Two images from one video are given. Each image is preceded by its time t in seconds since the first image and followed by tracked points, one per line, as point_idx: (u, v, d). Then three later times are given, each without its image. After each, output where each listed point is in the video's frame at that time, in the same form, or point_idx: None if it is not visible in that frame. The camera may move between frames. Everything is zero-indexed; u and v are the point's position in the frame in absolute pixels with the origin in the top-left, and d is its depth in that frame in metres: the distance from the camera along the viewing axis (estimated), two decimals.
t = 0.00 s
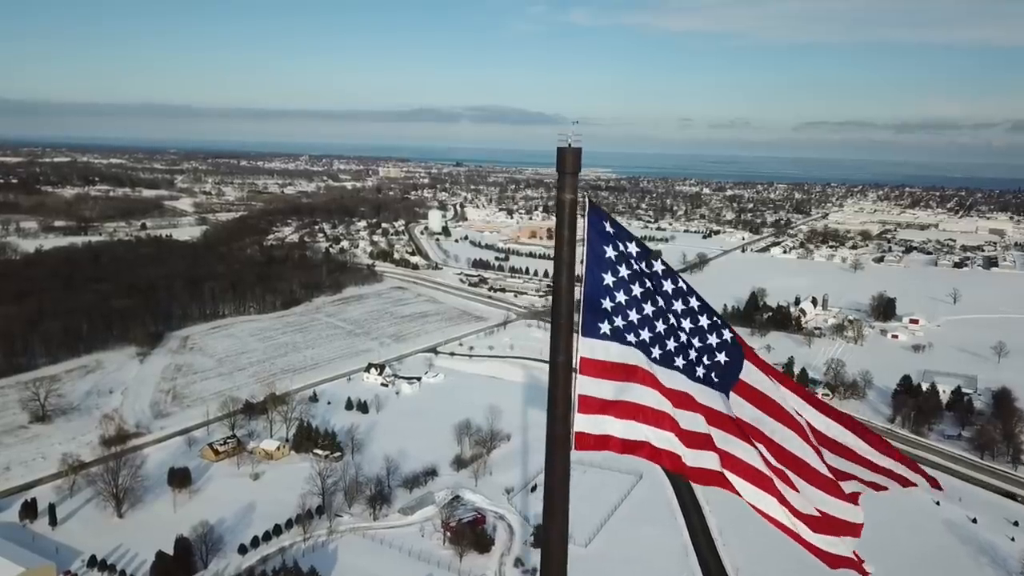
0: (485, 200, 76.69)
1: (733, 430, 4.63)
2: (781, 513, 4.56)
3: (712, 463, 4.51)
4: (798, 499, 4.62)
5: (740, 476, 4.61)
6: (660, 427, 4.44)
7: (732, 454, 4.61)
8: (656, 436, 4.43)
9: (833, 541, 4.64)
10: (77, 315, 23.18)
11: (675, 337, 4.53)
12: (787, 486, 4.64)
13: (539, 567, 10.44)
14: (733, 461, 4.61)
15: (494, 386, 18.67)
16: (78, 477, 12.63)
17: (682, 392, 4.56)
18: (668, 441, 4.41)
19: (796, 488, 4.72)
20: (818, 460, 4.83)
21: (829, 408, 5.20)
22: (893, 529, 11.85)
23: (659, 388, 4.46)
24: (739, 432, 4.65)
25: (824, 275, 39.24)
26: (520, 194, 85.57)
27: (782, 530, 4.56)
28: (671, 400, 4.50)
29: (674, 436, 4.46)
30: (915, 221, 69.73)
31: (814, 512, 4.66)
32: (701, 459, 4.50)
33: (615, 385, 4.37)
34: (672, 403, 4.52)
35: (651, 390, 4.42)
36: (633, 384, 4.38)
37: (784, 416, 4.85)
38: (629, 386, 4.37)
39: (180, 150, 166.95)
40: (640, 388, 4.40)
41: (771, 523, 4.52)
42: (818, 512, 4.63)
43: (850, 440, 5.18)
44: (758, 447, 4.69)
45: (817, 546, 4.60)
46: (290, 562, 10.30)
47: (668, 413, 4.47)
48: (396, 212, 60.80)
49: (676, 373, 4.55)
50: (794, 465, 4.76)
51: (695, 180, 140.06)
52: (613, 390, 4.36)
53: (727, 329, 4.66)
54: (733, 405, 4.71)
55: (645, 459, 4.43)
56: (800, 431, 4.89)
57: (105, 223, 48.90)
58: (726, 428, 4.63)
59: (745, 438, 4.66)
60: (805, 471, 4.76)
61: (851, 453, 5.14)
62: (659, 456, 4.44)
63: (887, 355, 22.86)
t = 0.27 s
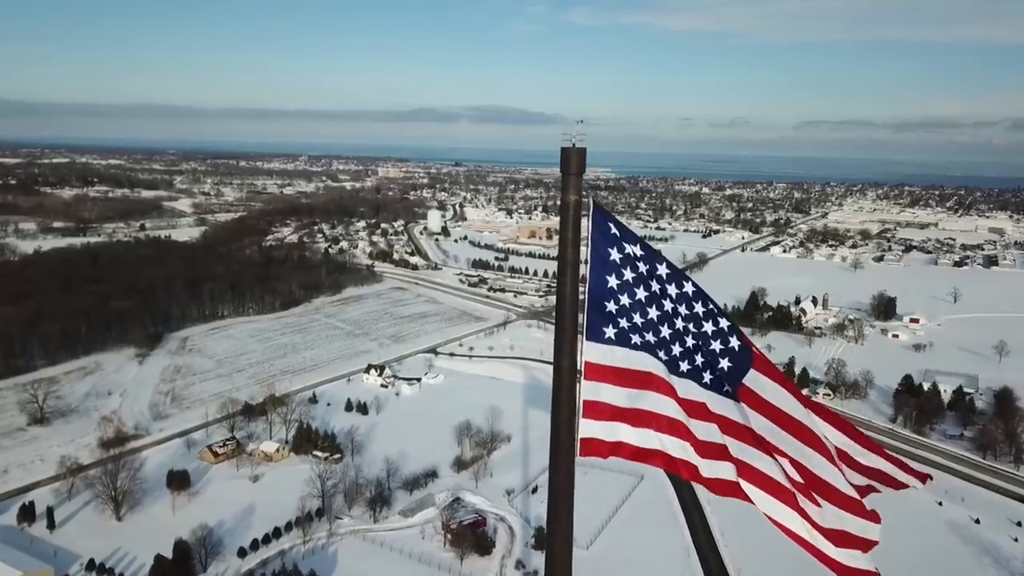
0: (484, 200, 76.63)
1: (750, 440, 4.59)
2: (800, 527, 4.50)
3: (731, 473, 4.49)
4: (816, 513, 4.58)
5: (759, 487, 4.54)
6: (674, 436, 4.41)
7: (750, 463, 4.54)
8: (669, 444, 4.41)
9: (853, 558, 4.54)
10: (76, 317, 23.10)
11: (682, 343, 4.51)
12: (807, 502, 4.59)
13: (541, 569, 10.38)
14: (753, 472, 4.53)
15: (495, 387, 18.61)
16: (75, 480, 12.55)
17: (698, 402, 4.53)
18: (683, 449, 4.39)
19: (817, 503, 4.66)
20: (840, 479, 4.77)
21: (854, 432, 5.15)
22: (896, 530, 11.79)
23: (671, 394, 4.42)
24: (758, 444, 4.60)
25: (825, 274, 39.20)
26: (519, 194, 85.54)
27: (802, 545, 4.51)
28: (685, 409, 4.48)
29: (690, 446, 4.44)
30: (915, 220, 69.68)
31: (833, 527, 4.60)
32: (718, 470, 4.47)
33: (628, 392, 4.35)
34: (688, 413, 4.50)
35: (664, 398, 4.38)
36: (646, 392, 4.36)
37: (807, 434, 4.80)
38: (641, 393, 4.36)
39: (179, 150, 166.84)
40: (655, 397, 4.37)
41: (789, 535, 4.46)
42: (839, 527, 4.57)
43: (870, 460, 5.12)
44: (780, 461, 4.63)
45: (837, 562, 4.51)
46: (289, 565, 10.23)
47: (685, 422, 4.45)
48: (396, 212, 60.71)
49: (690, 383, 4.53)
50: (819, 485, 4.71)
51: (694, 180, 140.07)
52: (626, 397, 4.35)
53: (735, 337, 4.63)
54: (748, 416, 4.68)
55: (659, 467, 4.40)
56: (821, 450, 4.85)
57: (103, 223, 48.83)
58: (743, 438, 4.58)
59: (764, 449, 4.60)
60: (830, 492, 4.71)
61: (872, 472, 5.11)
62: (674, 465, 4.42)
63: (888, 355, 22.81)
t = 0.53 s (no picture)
0: (484, 200, 76.59)
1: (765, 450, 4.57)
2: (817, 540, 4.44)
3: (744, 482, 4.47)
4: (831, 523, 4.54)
5: (774, 497, 4.50)
6: (687, 445, 4.35)
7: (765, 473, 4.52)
8: (681, 453, 4.34)
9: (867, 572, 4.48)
10: (74, 318, 23.05)
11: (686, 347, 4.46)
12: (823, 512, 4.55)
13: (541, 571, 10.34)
14: (767, 482, 4.51)
15: (494, 387, 18.56)
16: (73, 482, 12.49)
17: (709, 412, 4.51)
18: (697, 457, 4.31)
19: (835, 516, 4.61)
20: (860, 500, 4.70)
21: (865, 449, 5.10)
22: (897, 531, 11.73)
23: (680, 401, 4.36)
24: (773, 455, 4.59)
25: (824, 273, 39.17)
26: (518, 194, 85.51)
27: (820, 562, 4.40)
28: (698, 419, 4.45)
29: (703, 455, 4.39)
30: (914, 219, 69.67)
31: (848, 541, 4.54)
32: (732, 481, 4.46)
33: (638, 399, 4.30)
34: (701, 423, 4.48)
35: (677, 406, 4.34)
36: (657, 400, 4.32)
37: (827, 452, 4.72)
38: (653, 401, 4.31)
39: (177, 150, 166.87)
40: (667, 405, 4.33)
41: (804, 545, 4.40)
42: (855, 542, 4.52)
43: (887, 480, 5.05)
44: (797, 475, 4.59)
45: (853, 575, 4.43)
46: (288, 568, 10.17)
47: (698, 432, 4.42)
48: (395, 212, 60.65)
49: (700, 392, 4.51)
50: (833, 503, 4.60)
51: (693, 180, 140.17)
52: (637, 404, 4.30)
53: (738, 342, 4.60)
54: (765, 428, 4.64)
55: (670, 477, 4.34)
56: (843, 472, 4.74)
57: (102, 224, 48.78)
58: (758, 448, 4.57)
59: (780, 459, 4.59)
60: (852, 513, 4.63)
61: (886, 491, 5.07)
62: (687, 476, 4.33)
63: (888, 354, 22.79)
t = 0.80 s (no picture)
0: (482, 200, 76.53)
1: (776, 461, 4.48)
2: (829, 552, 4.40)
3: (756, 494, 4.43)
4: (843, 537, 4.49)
5: (784, 507, 4.50)
6: (697, 455, 4.31)
7: (775, 484, 4.48)
8: (692, 463, 4.29)
9: None
10: (70, 319, 22.96)
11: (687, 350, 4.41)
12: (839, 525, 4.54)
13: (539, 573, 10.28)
14: (779, 492, 4.48)
15: (493, 388, 18.49)
16: (68, 485, 12.42)
17: (719, 423, 4.46)
18: (708, 469, 4.27)
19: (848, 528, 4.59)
20: (875, 520, 4.58)
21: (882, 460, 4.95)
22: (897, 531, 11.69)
23: (685, 409, 4.30)
24: (787, 465, 4.51)
25: (823, 272, 39.14)
26: (517, 193, 85.45)
27: (830, 572, 4.40)
28: (708, 429, 4.41)
29: (714, 466, 4.34)
30: (912, 218, 69.69)
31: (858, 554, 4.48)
32: (745, 493, 4.40)
33: (646, 407, 4.25)
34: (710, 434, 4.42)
35: (687, 416, 4.30)
36: (666, 408, 4.27)
37: (845, 472, 4.58)
38: (663, 410, 4.27)
39: (175, 150, 166.60)
40: (677, 414, 4.29)
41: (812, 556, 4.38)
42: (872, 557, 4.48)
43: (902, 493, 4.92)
44: (811, 487, 4.55)
45: None
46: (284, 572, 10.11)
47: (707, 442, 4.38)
48: (393, 212, 60.57)
49: (710, 402, 4.46)
50: (841, 518, 4.53)
51: (691, 179, 140.15)
52: (644, 412, 4.24)
53: (737, 348, 4.49)
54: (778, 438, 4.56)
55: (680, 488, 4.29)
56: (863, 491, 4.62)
57: (99, 225, 48.67)
58: (770, 457, 4.49)
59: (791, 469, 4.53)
60: (862, 529, 4.52)
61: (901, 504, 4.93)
62: (697, 486, 4.28)
63: (887, 354, 22.74)
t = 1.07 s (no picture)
0: (463, 199, 76.36)
1: (769, 469, 4.45)
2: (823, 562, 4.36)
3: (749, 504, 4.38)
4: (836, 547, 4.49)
5: (780, 515, 4.43)
6: (689, 464, 4.28)
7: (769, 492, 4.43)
8: (685, 472, 4.25)
9: None
10: (45, 322, 22.56)
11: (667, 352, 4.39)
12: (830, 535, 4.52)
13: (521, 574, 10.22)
14: (773, 500, 4.43)
15: (475, 388, 18.41)
16: (42, 491, 12.16)
17: (709, 432, 4.43)
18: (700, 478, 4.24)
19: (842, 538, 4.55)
20: (864, 533, 4.60)
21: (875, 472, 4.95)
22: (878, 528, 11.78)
23: (671, 415, 4.27)
24: (780, 474, 4.48)
25: (802, 270, 39.45)
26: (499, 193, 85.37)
27: None
28: (697, 438, 4.38)
29: (706, 475, 4.30)
30: (889, 216, 70.51)
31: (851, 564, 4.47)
32: (739, 504, 4.36)
33: (633, 413, 4.23)
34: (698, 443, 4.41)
35: (676, 424, 4.27)
36: (657, 417, 4.24)
37: (837, 488, 4.57)
38: (652, 418, 4.24)
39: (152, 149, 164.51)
40: (667, 422, 4.25)
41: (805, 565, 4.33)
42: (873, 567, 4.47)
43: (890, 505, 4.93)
44: (807, 498, 4.51)
45: None
46: None
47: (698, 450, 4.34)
48: (374, 212, 60.25)
49: (700, 412, 4.43)
50: (835, 529, 4.53)
51: (672, 177, 140.87)
52: (630, 419, 4.21)
53: (714, 351, 4.49)
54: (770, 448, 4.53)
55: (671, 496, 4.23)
56: (856, 506, 4.60)
57: (75, 226, 47.91)
58: (761, 465, 4.45)
59: (784, 477, 4.48)
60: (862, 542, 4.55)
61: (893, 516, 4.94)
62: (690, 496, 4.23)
63: (867, 350, 22.96)
